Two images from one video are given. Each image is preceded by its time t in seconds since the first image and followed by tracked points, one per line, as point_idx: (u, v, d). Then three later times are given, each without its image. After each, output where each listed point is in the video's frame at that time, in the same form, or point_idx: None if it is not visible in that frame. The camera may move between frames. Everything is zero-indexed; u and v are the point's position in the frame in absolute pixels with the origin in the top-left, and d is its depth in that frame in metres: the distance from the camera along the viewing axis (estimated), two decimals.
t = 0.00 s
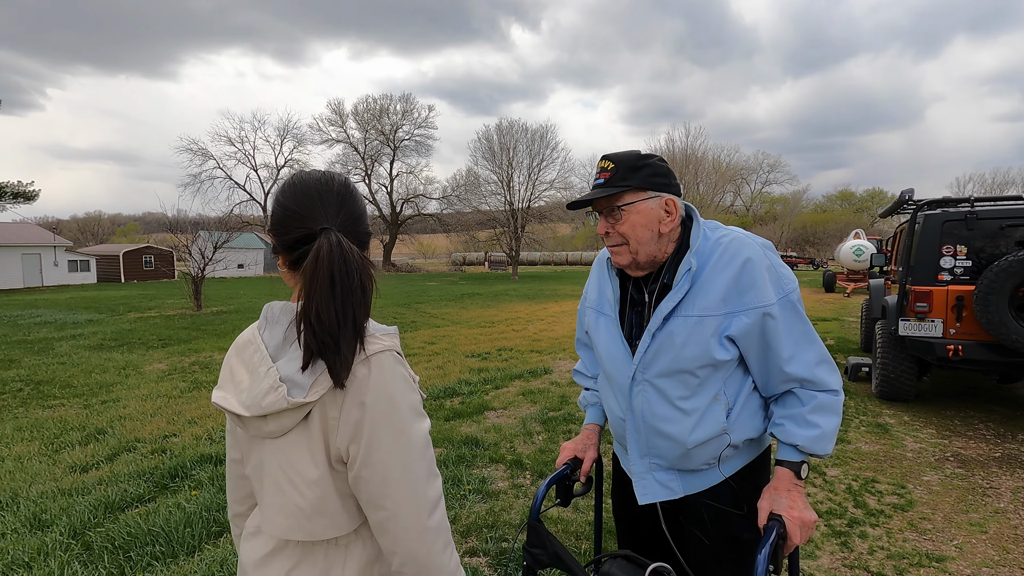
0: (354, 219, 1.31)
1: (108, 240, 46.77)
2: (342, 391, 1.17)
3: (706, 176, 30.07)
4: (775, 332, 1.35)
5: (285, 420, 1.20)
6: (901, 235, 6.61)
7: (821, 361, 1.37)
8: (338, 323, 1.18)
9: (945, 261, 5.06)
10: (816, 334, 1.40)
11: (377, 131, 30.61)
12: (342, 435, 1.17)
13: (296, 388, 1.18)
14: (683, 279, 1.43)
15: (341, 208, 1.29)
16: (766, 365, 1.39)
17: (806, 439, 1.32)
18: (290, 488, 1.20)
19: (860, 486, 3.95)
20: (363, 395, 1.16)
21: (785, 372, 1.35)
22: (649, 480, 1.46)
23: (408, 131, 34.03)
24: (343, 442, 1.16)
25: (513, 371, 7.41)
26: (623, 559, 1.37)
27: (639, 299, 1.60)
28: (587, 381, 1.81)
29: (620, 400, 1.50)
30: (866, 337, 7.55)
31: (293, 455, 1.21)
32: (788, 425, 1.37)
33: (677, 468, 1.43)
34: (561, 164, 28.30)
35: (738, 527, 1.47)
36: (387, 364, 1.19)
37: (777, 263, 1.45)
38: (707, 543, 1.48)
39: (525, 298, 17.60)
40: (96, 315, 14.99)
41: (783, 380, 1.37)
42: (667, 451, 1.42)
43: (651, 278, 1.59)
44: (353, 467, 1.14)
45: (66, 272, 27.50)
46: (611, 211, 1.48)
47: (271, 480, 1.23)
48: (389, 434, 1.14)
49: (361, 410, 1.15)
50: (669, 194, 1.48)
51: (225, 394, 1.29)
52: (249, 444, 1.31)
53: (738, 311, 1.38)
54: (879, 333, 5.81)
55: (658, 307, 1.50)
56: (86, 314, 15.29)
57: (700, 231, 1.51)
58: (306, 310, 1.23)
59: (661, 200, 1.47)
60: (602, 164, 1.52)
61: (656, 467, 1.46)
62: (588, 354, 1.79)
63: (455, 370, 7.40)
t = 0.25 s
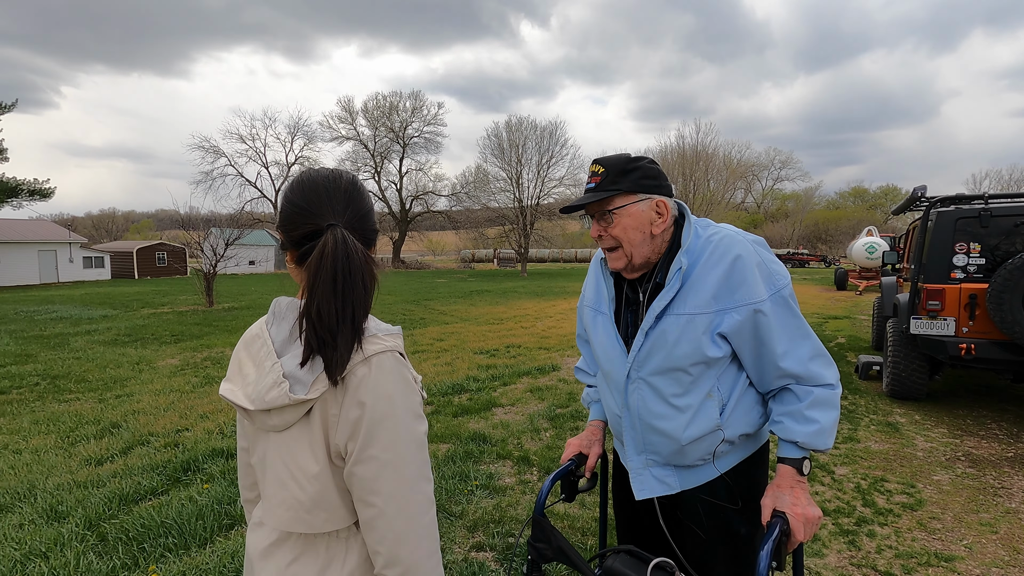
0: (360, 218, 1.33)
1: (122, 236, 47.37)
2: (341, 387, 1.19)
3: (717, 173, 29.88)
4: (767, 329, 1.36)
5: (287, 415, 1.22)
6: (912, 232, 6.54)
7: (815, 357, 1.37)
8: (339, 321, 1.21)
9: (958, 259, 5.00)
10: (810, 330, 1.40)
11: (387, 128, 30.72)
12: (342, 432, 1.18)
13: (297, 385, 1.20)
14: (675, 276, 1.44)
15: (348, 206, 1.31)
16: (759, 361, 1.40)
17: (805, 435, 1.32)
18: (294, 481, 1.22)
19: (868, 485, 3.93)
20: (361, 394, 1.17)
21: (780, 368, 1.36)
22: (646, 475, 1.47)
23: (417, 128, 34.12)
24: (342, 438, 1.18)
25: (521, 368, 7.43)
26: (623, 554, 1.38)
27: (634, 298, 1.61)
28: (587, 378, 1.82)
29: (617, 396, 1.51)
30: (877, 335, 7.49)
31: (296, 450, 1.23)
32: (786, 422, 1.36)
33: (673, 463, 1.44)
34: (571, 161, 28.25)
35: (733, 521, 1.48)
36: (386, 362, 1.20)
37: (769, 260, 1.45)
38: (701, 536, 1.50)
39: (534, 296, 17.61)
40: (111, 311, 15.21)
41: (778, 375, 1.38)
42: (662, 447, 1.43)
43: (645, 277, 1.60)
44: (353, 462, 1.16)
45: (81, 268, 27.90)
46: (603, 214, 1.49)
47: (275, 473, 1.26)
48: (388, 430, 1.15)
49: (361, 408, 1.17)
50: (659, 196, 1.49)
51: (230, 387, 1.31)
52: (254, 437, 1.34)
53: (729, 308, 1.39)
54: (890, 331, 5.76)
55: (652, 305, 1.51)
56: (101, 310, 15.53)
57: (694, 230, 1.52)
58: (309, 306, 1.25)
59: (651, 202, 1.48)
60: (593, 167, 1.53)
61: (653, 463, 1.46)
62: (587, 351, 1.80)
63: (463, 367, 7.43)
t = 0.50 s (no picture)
0: (367, 214, 1.34)
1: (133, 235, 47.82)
2: (345, 382, 1.21)
3: (725, 172, 29.71)
4: (763, 325, 1.36)
5: (295, 410, 1.24)
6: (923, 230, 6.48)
7: (812, 352, 1.37)
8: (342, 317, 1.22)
9: (969, 258, 4.96)
10: (806, 325, 1.40)
11: (395, 127, 30.80)
12: (347, 427, 1.20)
13: (304, 380, 1.22)
14: (669, 274, 1.44)
15: (356, 203, 1.32)
16: (756, 357, 1.40)
17: (806, 432, 1.31)
18: (302, 473, 1.24)
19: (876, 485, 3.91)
20: (367, 388, 1.18)
21: (776, 364, 1.36)
22: (645, 472, 1.47)
23: (424, 127, 34.17)
24: (348, 433, 1.19)
25: (528, 366, 7.44)
26: (628, 549, 1.39)
27: (630, 296, 1.62)
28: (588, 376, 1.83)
29: (614, 393, 1.52)
30: (887, 334, 7.43)
31: (305, 443, 1.25)
32: (786, 419, 1.36)
33: (671, 460, 1.45)
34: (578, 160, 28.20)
35: (734, 518, 1.49)
36: (391, 359, 1.21)
37: (763, 256, 1.45)
38: (701, 530, 1.50)
39: (541, 294, 17.60)
40: (122, 308, 15.38)
41: (775, 371, 1.38)
42: (660, 443, 1.43)
43: (640, 276, 1.60)
44: (358, 455, 1.17)
45: (93, 266, 28.22)
46: (599, 214, 1.50)
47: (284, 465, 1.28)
48: (392, 425, 1.16)
49: (366, 403, 1.18)
50: (655, 195, 1.49)
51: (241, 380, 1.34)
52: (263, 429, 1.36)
53: (723, 305, 1.39)
54: (900, 331, 5.72)
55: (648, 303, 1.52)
56: (113, 308, 15.70)
57: (687, 228, 1.52)
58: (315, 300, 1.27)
59: (647, 202, 1.48)
60: (589, 167, 1.53)
61: (651, 459, 1.47)
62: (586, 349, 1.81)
63: (470, 365, 7.45)
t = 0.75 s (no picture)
0: (374, 212, 1.35)
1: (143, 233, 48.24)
2: (355, 379, 1.22)
3: (734, 170, 29.55)
4: (762, 323, 1.36)
5: (306, 406, 1.25)
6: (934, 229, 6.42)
7: (811, 350, 1.37)
8: (348, 313, 1.24)
9: (981, 256, 4.91)
10: (805, 323, 1.39)
11: (402, 126, 30.88)
12: (358, 423, 1.21)
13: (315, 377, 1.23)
14: (669, 274, 1.45)
15: (362, 200, 1.33)
16: (756, 356, 1.39)
17: (809, 430, 1.31)
18: (313, 467, 1.26)
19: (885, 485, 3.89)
20: (376, 385, 1.19)
21: (777, 362, 1.36)
22: (647, 470, 1.48)
23: (432, 126, 34.24)
24: (358, 429, 1.21)
25: (534, 364, 7.44)
26: (636, 546, 1.40)
27: (629, 295, 1.62)
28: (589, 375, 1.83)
29: (615, 392, 1.53)
30: (897, 333, 7.37)
31: (316, 438, 1.26)
32: (789, 417, 1.36)
33: (673, 457, 1.45)
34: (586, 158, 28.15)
35: (739, 515, 1.48)
36: (400, 355, 1.22)
37: (762, 255, 1.44)
38: (704, 527, 1.51)
39: (548, 293, 17.60)
40: (133, 306, 15.54)
41: (775, 370, 1.37)
42: (661, 442, 1.43)
43: (638, 275, 1.61)
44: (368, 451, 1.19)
45: (103, 264, 28.52)
46: (598, 215, 1.50)
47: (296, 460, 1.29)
48: (402, 422, 1.17)
49: (376, 400, 1.19)
50: (652, 195, 1.49)
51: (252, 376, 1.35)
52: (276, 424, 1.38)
53: (721, 304, 1.39)
54: (910, 330, 5.67)
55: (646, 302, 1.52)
56: (124, 306, 15.86)
57: (685, 227, 1.52)
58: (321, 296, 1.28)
59: (645, 202, 1.48)
60: (587, 168, 1.53)
61: (654, 457, 1.47)
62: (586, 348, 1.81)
63: (477, 363, 7.46)
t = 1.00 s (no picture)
0: (378, 214, 1.36)
1: (153, 232, 48.63)
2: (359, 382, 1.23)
3: (743, 168, 29.33)
4: (767, 325, 1.35)
5: (310, 407, 1.26)
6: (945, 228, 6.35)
7: (817, 353, 1.36)
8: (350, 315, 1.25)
9: (992, 256, 4.85)
10: (811, 325, 1.39)
11: (410, 125, 30.93)
12: (360, 424, 1.22)
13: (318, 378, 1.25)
14: (675, 276, 1.44)
15: (367, 202, 1.34)
16: (761, 358, 1.39)
17: (814, 432, 1.30)
18: (317, 467, 1.27)
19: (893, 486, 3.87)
20: (379, 387, 1.19)
21: (783, 365, 1.35)
22: (651, 471, 1.47)
23: (439, 124, 34.25)
24: (362, 431, 1.21)
25: (541, 363, 7.44)
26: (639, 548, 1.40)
27: (634, 296, 1.62)
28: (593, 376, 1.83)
29: (619, 393, 1.53)
30: (907, 333, 7.30)
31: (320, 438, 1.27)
32: (793, 419, 1.35)
33: (678, 459, 1.45)
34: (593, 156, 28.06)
35: (744, 517, 1.48)
36: (403, 357, 1.22)
37: (767, 257, 1.44)
38: (707, 528, 1.50)
39: (555, 292, 17.57)
40: (144, 304, 15.68)
41: (780, 373, 1.37)
42: (666, 442, 1.43)
43: (643, 276, 1.61)
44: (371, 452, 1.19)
45: (115, 263, 28.81)
46: (601, 216, 1.50)
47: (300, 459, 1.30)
48: (404, 423, 1.18)
49: (378, 401, 1.20)
50: (656, 196, 1.49)
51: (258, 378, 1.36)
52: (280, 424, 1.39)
53: (727, 306, 1.39)
54: (920, 329, 5.62)
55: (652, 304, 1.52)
56: (134, 304, 16.01)
57: (691, 229, 1.51)
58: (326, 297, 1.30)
59: (649, 203, 1.48)
60: (590, 169, 1.53)
61: (657, 458, 1.47)
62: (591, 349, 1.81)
63: (483, 362, 7.47)
